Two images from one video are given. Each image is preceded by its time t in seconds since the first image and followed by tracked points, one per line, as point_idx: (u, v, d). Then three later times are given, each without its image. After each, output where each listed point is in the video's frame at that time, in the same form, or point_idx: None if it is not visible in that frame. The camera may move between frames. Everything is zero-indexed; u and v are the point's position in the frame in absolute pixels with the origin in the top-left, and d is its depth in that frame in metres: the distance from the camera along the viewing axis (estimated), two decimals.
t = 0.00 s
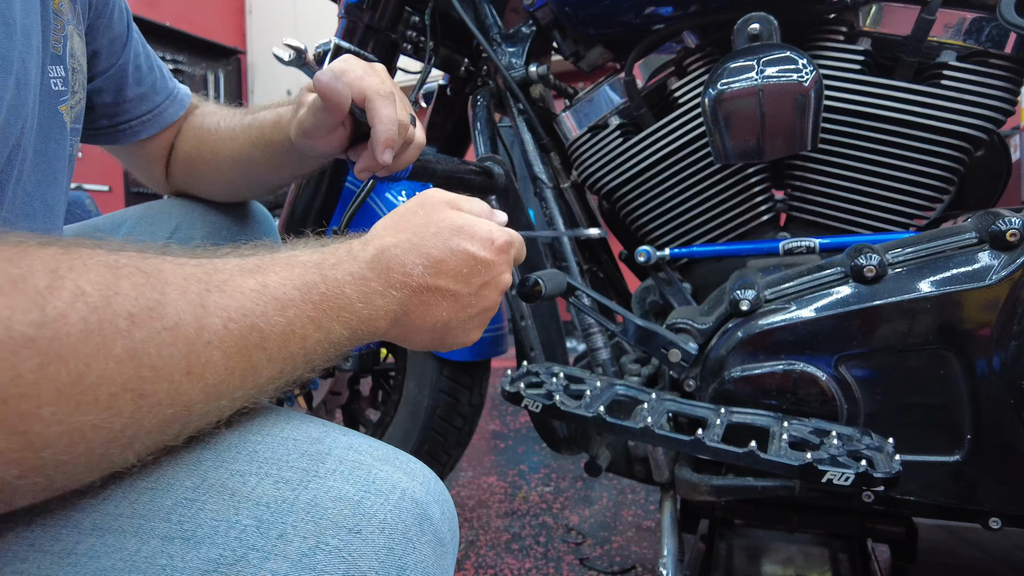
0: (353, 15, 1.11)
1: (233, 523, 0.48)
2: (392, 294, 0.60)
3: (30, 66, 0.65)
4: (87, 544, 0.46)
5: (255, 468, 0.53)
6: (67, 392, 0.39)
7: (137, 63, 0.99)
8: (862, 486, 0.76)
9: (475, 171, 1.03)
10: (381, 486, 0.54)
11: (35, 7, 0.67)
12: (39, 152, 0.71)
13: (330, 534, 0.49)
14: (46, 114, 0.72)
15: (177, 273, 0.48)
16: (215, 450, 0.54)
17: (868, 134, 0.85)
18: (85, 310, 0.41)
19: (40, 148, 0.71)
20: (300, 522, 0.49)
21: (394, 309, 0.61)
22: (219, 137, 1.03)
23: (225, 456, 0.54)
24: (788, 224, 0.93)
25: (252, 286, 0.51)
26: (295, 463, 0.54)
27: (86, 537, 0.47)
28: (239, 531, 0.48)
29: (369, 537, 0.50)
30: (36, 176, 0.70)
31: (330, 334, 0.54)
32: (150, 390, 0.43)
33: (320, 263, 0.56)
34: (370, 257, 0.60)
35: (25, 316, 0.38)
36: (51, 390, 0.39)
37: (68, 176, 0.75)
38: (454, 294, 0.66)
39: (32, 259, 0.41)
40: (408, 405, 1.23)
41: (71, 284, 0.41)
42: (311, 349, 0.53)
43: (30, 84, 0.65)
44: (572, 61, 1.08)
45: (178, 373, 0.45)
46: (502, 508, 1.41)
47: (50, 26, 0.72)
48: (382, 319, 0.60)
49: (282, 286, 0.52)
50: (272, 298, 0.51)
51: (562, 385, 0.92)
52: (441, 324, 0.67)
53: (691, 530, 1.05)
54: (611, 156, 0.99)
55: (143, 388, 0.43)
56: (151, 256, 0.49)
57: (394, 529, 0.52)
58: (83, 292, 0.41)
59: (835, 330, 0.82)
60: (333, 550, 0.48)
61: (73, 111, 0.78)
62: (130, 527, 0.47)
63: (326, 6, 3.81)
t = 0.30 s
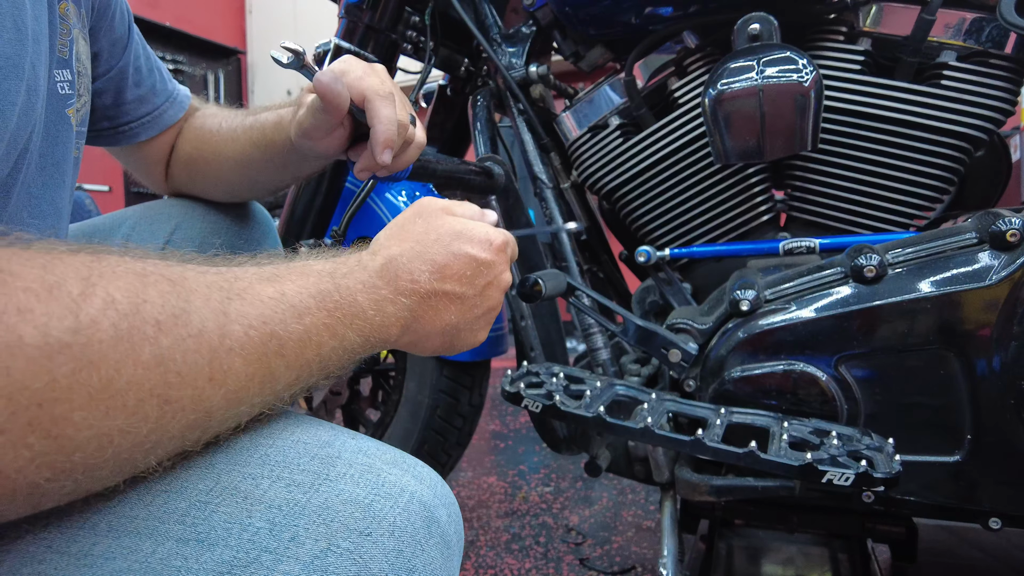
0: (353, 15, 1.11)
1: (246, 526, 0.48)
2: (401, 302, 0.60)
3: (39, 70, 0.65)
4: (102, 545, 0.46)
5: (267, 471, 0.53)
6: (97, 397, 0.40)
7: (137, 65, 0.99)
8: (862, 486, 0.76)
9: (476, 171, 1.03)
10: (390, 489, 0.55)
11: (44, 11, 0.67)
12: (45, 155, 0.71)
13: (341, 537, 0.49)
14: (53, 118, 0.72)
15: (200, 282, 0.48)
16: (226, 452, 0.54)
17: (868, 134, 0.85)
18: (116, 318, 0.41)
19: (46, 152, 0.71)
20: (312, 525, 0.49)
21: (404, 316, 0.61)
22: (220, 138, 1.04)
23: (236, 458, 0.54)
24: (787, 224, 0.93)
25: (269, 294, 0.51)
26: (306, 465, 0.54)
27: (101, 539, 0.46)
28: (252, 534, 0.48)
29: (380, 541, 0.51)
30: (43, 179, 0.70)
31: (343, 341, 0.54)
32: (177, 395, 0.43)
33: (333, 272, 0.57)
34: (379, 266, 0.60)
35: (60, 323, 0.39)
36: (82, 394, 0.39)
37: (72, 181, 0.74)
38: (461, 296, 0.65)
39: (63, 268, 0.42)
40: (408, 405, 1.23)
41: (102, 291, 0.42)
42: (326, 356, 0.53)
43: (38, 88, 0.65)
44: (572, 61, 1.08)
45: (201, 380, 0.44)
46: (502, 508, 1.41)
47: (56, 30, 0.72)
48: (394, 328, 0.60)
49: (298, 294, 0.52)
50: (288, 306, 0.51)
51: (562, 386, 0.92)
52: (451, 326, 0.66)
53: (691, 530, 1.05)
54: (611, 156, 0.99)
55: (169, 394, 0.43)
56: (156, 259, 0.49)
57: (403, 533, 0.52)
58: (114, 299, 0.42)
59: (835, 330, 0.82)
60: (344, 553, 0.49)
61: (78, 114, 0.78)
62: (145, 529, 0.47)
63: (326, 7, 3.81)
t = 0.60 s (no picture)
0: (354, 17, 1.11)
1: (252, 528, 0.49)
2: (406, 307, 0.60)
3: (41, 71, 0.65)
4: (111, 546, 0.46)
5: (273, 472, 0.53)
6: (106, 401, 0.40)
7: (138, 66, 0.99)
8: (860, 485, 0.76)
9: (476, 171, 1.04)
10: (395, 490, 0.55)
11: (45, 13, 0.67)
12: (48, 155, 0.71)
13: (346, 539, 0.50)
14: (55, 119, 0.73)
15: (215, 290, 0.48)
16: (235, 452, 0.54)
17: (866, 134, 0.86)
18: (128, 323, 0.42)
19: (49, 153, 0.72)
20: (318, 526, 0.50)
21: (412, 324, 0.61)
22: (221, 139, 1.04)
23: (243, 459, 0.54)
24: (786, 224, 0.93)
25: (285, 303, 0.50)
26: (311, 466, 0.54)
27: (109, 540, 0.47)
28: (258, 535, 0.49)
29: (384, 543, 0.51)
30: (46, 180, 0.71)
31: (354, 351, 0.54)
32: (186, 403, 0.43)
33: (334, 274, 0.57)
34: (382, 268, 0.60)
35: (71, 328, 0.39)
36: (93, 399, 0.39)
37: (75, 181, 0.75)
38: (468, 301, 0.65)
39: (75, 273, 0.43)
40: (409, 405, 1.24)
41: (115, 298, 0.42)
42: (337, 363, 0.53)
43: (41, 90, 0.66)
44: (572, 62, 1.08)
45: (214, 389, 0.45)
46: (502, 507, 1.42)
47: (56, 31, 0.72)
48: (403, 337, 0.60)
49: (313, 302, 0.52)
50: (304, 316, 0.51)
51: (561, 385, 0.92)
52: (456, 328, 0.66)
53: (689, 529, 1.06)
54: (611, 156, 0.99)
55: (179, 401, 0.43)
56: (160, 261, 0.49)
57: (407, 534, 0.53)
58: (127, 305, 0.42)
59: (833, 330, 0.83)
60: (349, 555, 0.50)
61: (81, 115, 0.79)
62: (153, 531, 0.48)
63: (327, 7, 3.82)
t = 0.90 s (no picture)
0: (354, 17, 1.11)
1: (245, 529, 0.49)
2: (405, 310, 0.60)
3: (39, 72, 0.65)
4: (103, 548, 0.46)
5: (267, 474, 0.53)
6: (92, 416, 0.39)
7: (140, 67, 1.00)
8: (861, 485, 0.76)
9: (476, 171, 1.04)
10: (391, 491, 0.55)
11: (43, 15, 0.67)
12: (46, 157, 0.71)
13: (341, 540, 0.50)
14: (53, 121, 0.73)
15: (216, 298, 0.47)
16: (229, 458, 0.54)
17: (866, 134, 0.86)
18: (119, 336, 0.40)
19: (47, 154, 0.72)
20: (312, 527, 0.50)
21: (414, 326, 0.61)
22: (222, 139, 1.04)
23: (237, 462, 0.54)
24: (786, 224, 0.93)
25: (290, 311, 0.49)
26: (306, 467, 0.54)
27: (102, 542, 0.46)
28: (251, 536, 0.48)
29: (379, 543, 0.51)
30: (43, 181, 0.71)
31: (359, 359, 0.53)
32: (177, 417, 0.43)
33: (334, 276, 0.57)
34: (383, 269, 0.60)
35: (58, 340, 0.38)
36: (78, 412, 0.39)
37: (74, 182, 0.75)
38: (480, 309, 0.65)
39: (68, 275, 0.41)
40: (409, 405, 1.24)
41: (106, 308, 0.41)
42: (341, 371, 0.52)
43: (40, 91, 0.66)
44: (572, 62, 1.08)
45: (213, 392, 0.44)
46: (502, 507, 1.42)
47: (55, 33, 0.72)
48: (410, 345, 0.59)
49: (319, 310, 0.51)
50: (308, 325, 0.50)
51: (561, 385, 0.93)
52: (466, 334, 0.67)
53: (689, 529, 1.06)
54: (610, 156, 0.99)
55: (170, 416, 0.43)
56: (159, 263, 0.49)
57: (403, 534, 0.53)
58: (119, 317, 0.41)
59: (833, 330, 0.83)
60: (343, 556, 0.50)
61: (81, 117, 0.79)
62: (145, 533, 0.47)
63: (327, 7, 3.83)
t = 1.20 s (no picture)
0: (354, 18, 1.12)
1: (251, 531, 0.49)
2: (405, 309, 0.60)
3: (41, 75, 0.65)
4: (106, 550, 0.46)
5: (273, 475, 0.53)
6: (94, 423, 0.38)
7: (141, 69, 1.00)
8: (860, 485, 0.77)
9: (476, 172, 1.05)
10: (395, 493, 0.55)
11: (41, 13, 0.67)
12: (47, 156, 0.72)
13: (346, 542, 0.50)
14: (54, 121, 0.73)
15: (228, 308, 0.45)
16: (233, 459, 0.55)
17: (865, 134, 0.86)
18: (126, 341, 0.39)
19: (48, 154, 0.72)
20: (317, 529, 0.50)
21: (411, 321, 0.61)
22: (222, 139, 1.04)
23: (243, 464, 0.54)
24: (785, 224, 0.93)
25: (304, 326, 0.47)
26: (312, 469, 0.55)
27: (106, 544, 0.46)
28: (257, 539, 0.49)
29: (383, 546, 0.52)
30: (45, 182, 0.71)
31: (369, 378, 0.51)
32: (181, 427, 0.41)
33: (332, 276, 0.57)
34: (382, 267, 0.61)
35: (64, 344, 0.37)
36: (79, 417, 0.38)
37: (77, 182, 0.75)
38: (493, 328, 0.61)
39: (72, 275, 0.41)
40: (409, 404, 1.24)
41: (114, 314, 0.40)
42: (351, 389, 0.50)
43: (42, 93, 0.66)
44: (572, 63, 1.08)
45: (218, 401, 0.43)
46: (502, 506, 1.42)
47: (55, 34, 0.72)
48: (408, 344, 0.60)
49: (334, 323, 0.48)
50: (322, 338, 0.47)
51: (561, 385, 0.93)
52: (474, 351, 0.63)
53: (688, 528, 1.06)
54: (610, 156, 1.00)
55: (175, 424, 0.41)
56: (161, 263, 0.49)
57: (406, 537, 0.53)
58: (126, 322, 0.40)
59: (832, 330, 0.83)
60: (348, 558, 0.50)
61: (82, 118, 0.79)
62: (151, 534, 0.48)
63: (328, 8, 3.83)
